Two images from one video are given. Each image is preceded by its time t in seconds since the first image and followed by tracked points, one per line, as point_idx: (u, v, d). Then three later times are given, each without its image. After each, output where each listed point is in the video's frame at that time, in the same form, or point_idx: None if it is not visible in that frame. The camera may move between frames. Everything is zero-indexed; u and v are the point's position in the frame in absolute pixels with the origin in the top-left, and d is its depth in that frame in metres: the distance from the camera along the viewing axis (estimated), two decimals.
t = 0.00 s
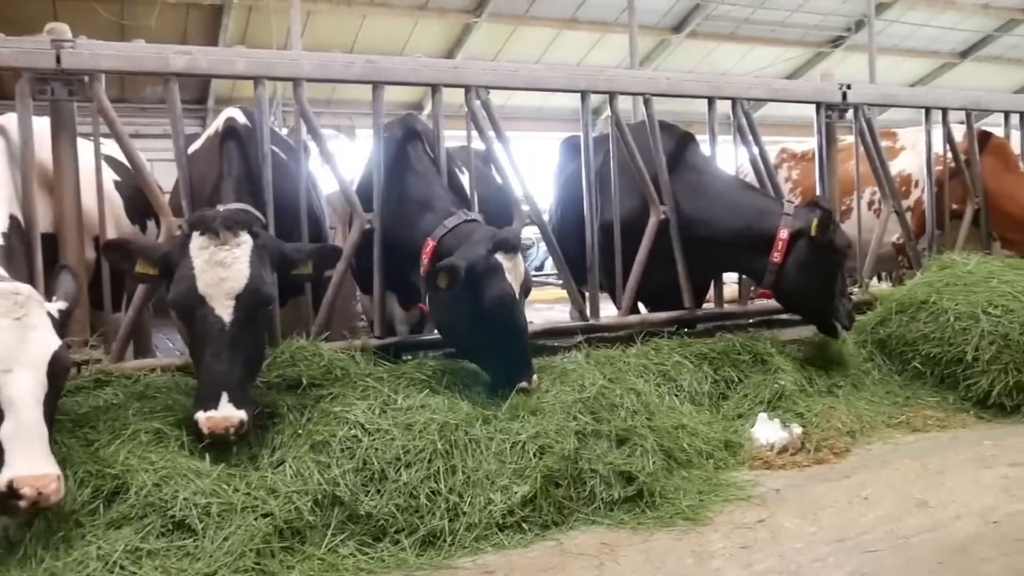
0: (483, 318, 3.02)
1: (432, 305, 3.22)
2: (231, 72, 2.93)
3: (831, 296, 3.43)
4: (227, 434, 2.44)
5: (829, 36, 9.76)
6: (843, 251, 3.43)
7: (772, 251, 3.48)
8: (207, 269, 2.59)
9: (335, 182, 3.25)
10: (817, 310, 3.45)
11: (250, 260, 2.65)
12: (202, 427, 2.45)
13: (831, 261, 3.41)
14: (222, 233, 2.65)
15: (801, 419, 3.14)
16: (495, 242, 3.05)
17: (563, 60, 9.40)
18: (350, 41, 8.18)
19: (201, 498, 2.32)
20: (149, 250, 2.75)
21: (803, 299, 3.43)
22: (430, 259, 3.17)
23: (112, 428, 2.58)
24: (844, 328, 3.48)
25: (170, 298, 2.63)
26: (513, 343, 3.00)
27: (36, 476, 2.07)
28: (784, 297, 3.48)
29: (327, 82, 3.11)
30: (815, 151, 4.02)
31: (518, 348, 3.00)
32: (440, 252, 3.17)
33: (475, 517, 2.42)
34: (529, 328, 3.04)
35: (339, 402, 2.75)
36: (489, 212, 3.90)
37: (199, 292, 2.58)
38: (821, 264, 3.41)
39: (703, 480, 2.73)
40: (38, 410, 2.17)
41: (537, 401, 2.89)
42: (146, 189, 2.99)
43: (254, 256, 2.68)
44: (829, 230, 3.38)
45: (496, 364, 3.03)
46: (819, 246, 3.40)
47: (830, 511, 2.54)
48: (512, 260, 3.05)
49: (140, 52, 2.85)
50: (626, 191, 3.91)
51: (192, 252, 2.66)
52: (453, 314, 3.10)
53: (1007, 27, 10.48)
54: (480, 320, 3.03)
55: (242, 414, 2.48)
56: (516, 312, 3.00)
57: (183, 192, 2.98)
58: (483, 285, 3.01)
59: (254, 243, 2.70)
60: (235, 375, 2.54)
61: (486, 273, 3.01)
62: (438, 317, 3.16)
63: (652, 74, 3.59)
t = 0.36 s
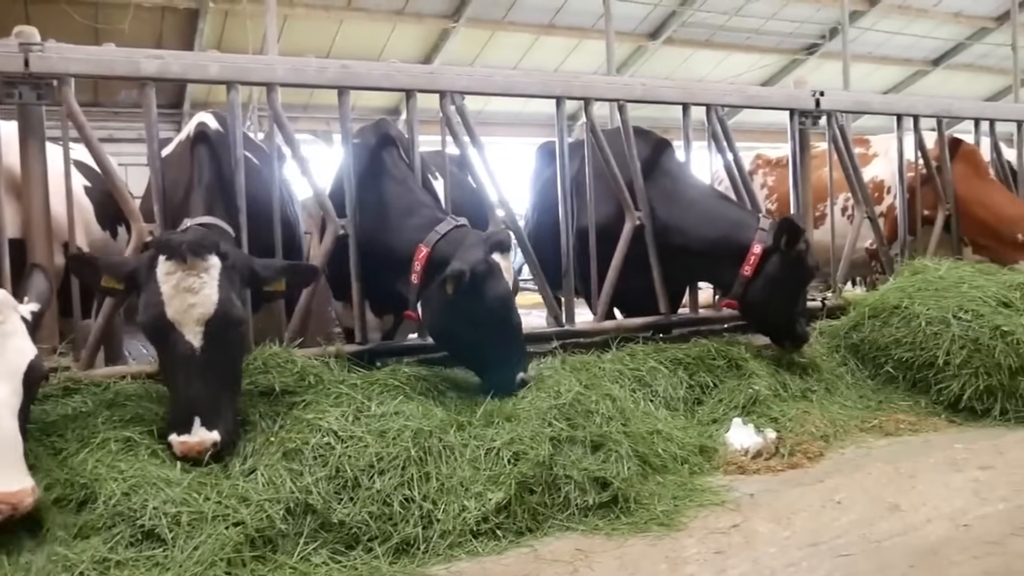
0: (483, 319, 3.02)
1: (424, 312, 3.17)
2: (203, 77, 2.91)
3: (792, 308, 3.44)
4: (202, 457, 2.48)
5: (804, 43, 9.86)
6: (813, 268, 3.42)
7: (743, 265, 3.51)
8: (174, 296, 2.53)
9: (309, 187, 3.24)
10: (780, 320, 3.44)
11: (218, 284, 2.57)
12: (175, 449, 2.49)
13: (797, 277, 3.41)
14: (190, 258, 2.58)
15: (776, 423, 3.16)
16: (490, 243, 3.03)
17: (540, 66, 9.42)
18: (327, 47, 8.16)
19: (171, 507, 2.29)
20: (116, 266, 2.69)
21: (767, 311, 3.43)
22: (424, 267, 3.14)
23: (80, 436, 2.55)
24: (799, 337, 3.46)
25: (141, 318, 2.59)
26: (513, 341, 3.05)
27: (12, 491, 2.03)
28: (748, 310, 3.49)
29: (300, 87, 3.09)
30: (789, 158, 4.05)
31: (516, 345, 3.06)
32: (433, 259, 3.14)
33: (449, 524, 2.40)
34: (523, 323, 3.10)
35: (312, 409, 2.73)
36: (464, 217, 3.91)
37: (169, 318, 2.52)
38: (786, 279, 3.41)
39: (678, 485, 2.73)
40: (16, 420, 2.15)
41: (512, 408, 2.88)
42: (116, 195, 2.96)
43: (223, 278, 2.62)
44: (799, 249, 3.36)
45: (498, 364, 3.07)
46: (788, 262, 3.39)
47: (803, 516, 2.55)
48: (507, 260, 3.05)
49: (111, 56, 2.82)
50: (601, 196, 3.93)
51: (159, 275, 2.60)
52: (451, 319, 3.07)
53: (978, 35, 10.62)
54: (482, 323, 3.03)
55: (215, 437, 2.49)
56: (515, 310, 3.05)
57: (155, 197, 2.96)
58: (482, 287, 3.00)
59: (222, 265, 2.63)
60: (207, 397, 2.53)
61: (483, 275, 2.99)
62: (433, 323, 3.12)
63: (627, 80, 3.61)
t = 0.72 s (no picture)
0: (455, 315, 3.03)
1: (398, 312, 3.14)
2: (170, 76, 2.88)
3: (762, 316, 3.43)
4: (191, 468, 2.46)
5: (775, 46, 9.95)
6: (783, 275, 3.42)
7: (712, 273, 3.52)
8: (156, 304, 2.52)
9: (278, 188, 3.22)
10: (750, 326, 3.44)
11: (200, 291, 2.59)
12: (163, 461, 2.45)
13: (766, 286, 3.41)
14: (171, 266, 2.58)
15: (746, 423, 3.18)
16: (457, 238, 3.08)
17: (514, 67, 9.43)
18: (300, 47, 8.12)
19: (136, 512, 2.25)
20: (89, 278, 2.66)
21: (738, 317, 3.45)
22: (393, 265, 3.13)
23: (44, 440, 2.51)
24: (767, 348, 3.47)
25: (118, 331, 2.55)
26: (491, 334, 3.06)
27: None
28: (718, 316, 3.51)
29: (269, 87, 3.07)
30: (759, 159, 4.08)
31: (494, 339, 3.08)
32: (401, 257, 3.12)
33: (419, 526, 2.39)
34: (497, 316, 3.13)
35: (282, 412, 2.70)
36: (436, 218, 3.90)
37: (152, 327, 2.51)
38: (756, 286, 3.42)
39: (649, 486, 2.74)
40: None
41: (483, 409, 2.88)
42: (82, 196, 2.92)
43: (204, 286, 2.63)
44: (768, 258, 3.36)
45: (478, 361, 3.06)
46: (757, 272, 3.40)
47: (773, 515, 2.57)
48: (476, 253, 3.11)
49: (76, 54, 2.78)
50: (572, 197, 3.95)
51: (138, 285, 2.57)
52: (426, 318, 3.05)
53: (946, 39, 10.77)
54: (455, 319, 3.03)
55: (204, 446, 2.49)
56: (487, 303, 3.08)
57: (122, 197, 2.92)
58: (451, 280, 3.02)
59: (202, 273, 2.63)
60: (194, 406, 2.53)
61: (452, 268, 3.02)
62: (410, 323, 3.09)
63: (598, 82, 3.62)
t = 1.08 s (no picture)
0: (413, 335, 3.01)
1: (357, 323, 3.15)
2: (140, 78, 2.86)
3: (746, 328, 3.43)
4: (164, 472, 2.41)
5: (750, 50, 10.03)
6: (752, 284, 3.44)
7: (680, 287, 3.56)
8: (135, 306, 2.50)
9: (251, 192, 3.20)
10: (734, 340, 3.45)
11: (180, 295, 2.58)
12: (137, 464, 2.40)
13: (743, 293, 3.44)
14: (151, 269, 2.56)
15: (720, 425, 3.20)
16: (431, 261, 3.06)
17: (490, 70, 9.43)
18: (275, 49, 8.07)
19: (105, 520, 2.22)
20: (63, 279, 2.62)
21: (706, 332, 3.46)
22: (362, 278, 3.13)
23: (12, 448, 2.47)
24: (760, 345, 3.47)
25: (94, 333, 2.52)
26: (438, 362, 3.03)
27: None
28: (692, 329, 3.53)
29: (241, 90, 3.05)
30: (733, 162, 4.11)
31: (444, 367, 3.05)
32: (372, 273, 3.12)
33: (392, 531, 2.38)
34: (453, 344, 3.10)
35: (254, 417, 2.68)
36: (410, 222, 3.90)
37: (130, 329, 2.49)
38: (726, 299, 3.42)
39: (623, 488, 2.75)
40: None
41: (458, 413, 2.88)
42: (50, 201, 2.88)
43: (183, 291, 2.61)
44: (732, 269, 3.39)
45: (422, 383, 3.04)
46: (725, 286, 3.41)
47: (746, 516, 2.58)
48: (444, 279, 3.11)
49: (44, 56, 2.75)
50: (547, 201, 3.96)
51: (117, 288, 2.55)
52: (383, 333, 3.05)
53: (917, 44, 10.91)
54: (412, 338, 3.02)
55: (178, 449, 2.45)
56: (445, 330, 3.06)
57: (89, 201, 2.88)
58: (417, 301, 3.03)
59: (181, 277, 2.62)
60: (172, 411, 2.49)
61: (419, 290, 3.02)
62: (365, 336, 3.10)
63: (572, 85, 3.63)
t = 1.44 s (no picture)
0: (394, 333, 3.01)
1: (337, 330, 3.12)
2: (106, 81, 2.82)
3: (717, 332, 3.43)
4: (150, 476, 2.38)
5: (721, 54, 10.11)
6: (720, 279, 3.41)
7: (650, 283, 3.57)
8: (112, 306, 2.45)
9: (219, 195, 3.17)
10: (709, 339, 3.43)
11: (158, 294, 2.53)
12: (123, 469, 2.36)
13: (712, 298, 3.42)
14: (127, 269, 2.51)
15: (691, 428, 3.21)
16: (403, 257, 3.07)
17: (464, 75, 9.42)
18: (246, 53, 8.02)
19: (70, 531, 2.19)
20: (32, 282, 2.56)
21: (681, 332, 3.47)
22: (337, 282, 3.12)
23: None
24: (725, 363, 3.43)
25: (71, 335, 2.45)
26: (421, 358, 3.03)
27: None
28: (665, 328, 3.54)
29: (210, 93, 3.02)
30: (703, 166, 4.13)
31: (428, 362, 3.04)
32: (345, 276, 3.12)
33: (362, 538, 2.36)
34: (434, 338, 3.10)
35: (222, 424, 2.65)
36: (381, 226, 3.89)
37: (107, 330, 2.43)
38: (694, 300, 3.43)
39: (595, 492, 2.75)
40: None
41: (429, 418, 2.87)
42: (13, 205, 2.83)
43: (160, 291, 2.56)
44: (701, 263, 3.38)
45: (410, 382, 3.02)
46: (694, 280, 3.42)
47: (717, 519, 2.59)
48: (419, 275, 3.11)
49: (7, 58, 2.70)
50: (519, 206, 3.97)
51: (93, 288, 2.49)
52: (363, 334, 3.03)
53: (886, 49, 11.06)
54: (391, 337, 3.02)
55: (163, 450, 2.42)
56: (425, 325, 3.06)
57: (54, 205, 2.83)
58: (392, 298, 3.01)
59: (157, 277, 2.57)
60: (152, 411, 2.46)
61: (395, 287, 3.02)
62: (347, 342, 3.08)
63: (543, 89, 3.64)
